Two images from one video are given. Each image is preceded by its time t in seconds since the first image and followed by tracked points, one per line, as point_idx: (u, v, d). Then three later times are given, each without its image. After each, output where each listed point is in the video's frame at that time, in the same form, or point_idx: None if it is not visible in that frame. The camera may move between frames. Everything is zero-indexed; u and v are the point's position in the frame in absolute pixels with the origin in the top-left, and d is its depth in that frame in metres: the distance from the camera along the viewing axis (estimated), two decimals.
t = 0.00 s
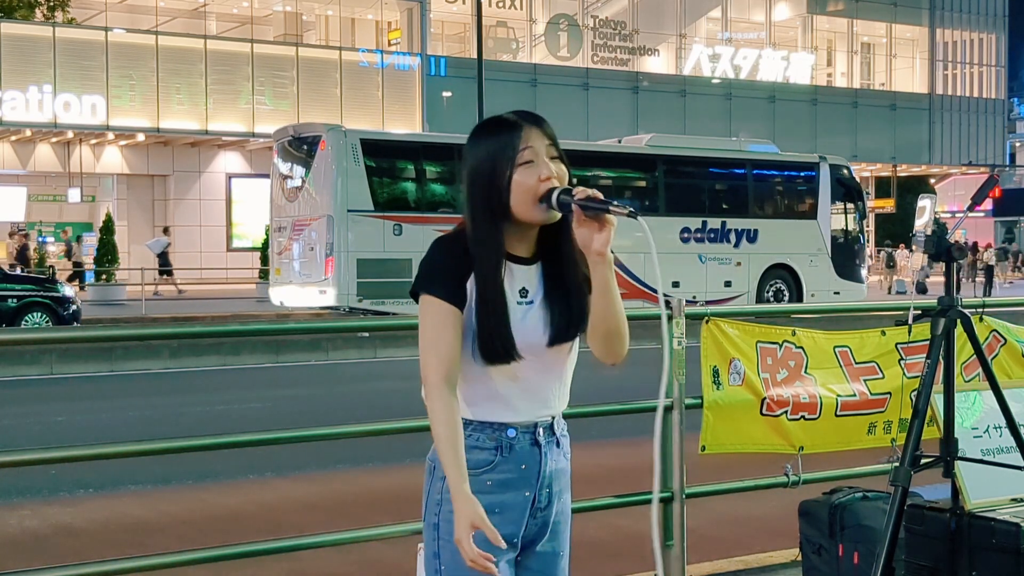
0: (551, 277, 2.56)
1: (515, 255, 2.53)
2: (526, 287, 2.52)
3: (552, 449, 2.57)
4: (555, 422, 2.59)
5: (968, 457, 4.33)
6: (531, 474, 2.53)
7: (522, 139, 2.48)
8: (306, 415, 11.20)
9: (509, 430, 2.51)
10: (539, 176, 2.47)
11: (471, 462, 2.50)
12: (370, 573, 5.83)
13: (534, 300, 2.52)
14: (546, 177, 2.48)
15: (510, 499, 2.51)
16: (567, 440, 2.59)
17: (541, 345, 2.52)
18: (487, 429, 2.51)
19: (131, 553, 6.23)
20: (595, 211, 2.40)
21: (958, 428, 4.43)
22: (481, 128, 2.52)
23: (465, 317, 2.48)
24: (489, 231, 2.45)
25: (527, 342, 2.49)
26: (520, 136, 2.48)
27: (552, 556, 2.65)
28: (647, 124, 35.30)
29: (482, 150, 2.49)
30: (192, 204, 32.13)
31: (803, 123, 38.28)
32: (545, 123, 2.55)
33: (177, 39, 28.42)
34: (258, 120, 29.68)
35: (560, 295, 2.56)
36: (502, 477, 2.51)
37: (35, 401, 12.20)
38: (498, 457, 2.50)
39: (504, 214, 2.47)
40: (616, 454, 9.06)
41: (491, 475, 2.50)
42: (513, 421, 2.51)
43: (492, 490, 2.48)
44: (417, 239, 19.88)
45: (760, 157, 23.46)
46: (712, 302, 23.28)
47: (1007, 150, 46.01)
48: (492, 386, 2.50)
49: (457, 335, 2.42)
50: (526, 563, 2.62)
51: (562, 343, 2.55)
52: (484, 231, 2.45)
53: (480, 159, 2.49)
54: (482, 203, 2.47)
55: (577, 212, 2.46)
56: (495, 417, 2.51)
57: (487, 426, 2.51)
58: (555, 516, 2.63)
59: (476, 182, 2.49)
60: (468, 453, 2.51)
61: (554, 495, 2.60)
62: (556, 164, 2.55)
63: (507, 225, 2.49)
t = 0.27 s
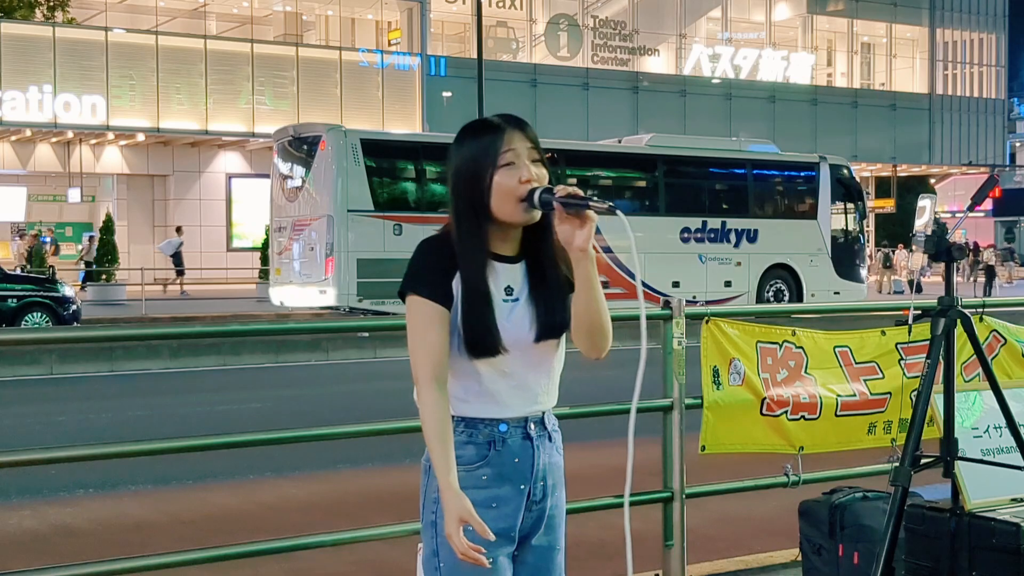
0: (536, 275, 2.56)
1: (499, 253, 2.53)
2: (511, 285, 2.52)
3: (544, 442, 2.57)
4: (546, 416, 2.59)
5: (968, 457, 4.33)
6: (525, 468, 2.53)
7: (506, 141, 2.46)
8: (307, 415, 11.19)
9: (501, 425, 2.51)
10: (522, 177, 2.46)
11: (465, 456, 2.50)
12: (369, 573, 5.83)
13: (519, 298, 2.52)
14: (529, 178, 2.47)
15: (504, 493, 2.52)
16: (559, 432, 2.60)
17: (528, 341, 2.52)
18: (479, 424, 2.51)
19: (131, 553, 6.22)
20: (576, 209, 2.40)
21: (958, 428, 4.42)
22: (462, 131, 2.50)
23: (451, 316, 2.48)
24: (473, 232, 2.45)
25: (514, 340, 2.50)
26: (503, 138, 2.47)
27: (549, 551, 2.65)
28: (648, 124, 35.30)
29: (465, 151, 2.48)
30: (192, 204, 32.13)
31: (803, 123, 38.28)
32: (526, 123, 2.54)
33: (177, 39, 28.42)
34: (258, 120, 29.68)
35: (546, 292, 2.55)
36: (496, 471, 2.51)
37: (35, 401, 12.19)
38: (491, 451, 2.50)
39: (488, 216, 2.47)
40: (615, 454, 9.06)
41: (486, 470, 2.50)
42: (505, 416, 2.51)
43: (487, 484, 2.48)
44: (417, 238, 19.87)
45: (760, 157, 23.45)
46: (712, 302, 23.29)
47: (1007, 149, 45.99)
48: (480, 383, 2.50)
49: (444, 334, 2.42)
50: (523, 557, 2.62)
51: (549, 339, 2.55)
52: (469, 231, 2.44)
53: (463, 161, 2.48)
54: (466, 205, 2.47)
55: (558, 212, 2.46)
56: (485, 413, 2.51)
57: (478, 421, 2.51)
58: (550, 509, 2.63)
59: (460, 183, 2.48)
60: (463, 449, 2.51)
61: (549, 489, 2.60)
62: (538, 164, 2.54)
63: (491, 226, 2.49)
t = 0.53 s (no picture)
0: (524, 275, 2.57)
1: (486, 255, 2.54)
2: (499, 285, 2.53)
3: (536, 438, 2.57)
4: (538, 414, 2.59)
5: (968, 457, 4.33)
6: (518, 464, 2.53)
7: (492, 146, 2.47)
8: (306, 415, 11.19)
9: (492, 422, 2.51)
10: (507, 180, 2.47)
11: (458, 454, 2.50)
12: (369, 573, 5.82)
13: (507, 297, 2.53)
14: (514, 181, 2.48)
15: (498, 489, 2.51)
16: (551, 428, 2.60)
17: (517, 340, 2.53)
18: (472, 422, 2.51)
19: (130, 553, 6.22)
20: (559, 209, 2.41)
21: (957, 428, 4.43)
22: (448, 135, 2.51)
23: (440, 317, 2.48)
24: (460, 233, 2.45)
25: (502, 340, 2.51)
26: (488, 142, 2.48)
27: (544, 547, 2.64)
28: (648, 124, 35.30)
29: (451, 155, 2.49)
30: (192, 203, 32.14)
31: (803, 123, 38.29)
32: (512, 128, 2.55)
33: (177, 39, 28.41)
34: (258, 120, 29.68)
35: (534, 292, 2.56)
36: (490, 468, 2.50)
37: (34, 401, 12.18)
38: (484, 448, 2.50)
39: (474, 219, 2.48)
40: (615, 454, 9.06)
41: (479, 466, 2.50)
42: (496, 413, 2.51)
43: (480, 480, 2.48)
44: (418, 238, 19.84)
45: (762, 157, 23.46)
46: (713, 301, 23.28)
47: (1007, 149, 45.98)
48: (470, 383, 2.50)
49: (432, 335, 2.43)
50: (518, 554, 2.61)
51: (537, 338, 2.56)
52: (455, 234, 2.45)
53: (449, 165, 2.49)
54: (452, 208, 2.47)
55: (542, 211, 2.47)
56: (475, 412, 2.51)
57: (470, 419, 2.50)
58: (544, 505, 2.62)
59: (446, 186, 2.49)
60: (455, 446, 2.51)
61: (542, 486, 2.60)
62: (524, 168, 2.54)
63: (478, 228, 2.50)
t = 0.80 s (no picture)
0: (515, 275, 2.58)
1: (478, 255, 2.55)
2: (492, 284, 2.54)
3: (534, 438, 2.57)
4: (535, 413, 2.59)
5: (968, 457, 4.34)
6: (516, 462, 2.53)
7: (474, 148, 2.48)
8: (306, 415, 11.19)
9: (490, 421, 2.51)
10: (492, 182, 2.47)
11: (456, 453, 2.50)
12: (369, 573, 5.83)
13: (500, 297, 2.54)
14: (500, 181, 2.48)
15: (497, 487, 2.51)
16: (549, 427, 2.60)
17: (513, 338, 2.54)
18: (470, 420, 2.50)
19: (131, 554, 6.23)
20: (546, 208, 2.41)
21: (958, 427, 4.43)
22: (435, 138, 2.53)
23: (436, 315, 2.49)
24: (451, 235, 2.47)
25: (497, 339, 2.51)
26: (474, 146, 2.48)
27: (542, 546, 2.65)
28: (647, 124, 35.32)
29: (439, 159, 2.51)
30: (192, 203, 32.15)
31: (802, 122, 38.31)
32: (498, 130, 2.55)
33: (178, 39, 28.41)
34: (258, 120, 29.70)
35: (527, 292, 2.57)
36: (488, 466, 2.50)
37: (34, 401, 12.18)
38: (482, 446, 2.50)
39: (463, 220, 2.49)
40: (615, 454, 9.06)
41: (477, 464, 2.50)
42: (494, 411, 2.51)
43: (477, 480, 2.48)
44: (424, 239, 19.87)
45: (766, 157, 23.48)
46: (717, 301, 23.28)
47: (1007, 150, 45.98)
48: (466, 382, 2.50)
49: (427, 335, 2.43)
50: (517, 553, 2.61)
51: (531, 336, 2.56)
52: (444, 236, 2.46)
53: (438, 170, 2.50)
54: (442, 211, 2.48)
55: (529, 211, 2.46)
56: (473, 411, 2.50)
57: (468, 417, 2.50)
58: (542, 504, 2.63)
59: (435, 190, 2.50)
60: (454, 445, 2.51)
61: (541, 484, 2.60)
62: (511, 169, 2.55)
63: (465, 229, 2.51)
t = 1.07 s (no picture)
0: (516, 270, 2.58)
1: (477, 250, 2.56)
2: (492, 280, 2.55)
3: (535, 438, 2.57)
4: (536, 412, 2.59)
5: (969, 457, 4.34)
6: (516, 462, 2.53)
7: (472, 142, 2.50)
8: (306, 415, 11.19)
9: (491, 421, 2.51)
10: (491, 176, 2.49)
11: (456, 454, 2.51)
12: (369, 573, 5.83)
13: (501, 293, 2.55)
14: (499, 176, 2.50)
15: (497, 487, 2.50)
16: (549, 427, 2.60)
17: (514, 333, 2.53)
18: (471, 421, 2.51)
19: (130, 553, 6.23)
20: (541, 204, 2.44)
21: (958, 427, 4.43)
22: (434, 133, 2.54)
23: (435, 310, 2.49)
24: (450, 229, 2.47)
25: (497, 335, 2.51)
26: (473, 141, 2.50)
27: (543, 547, 2.64)
28: (647, 125, 35.33)
29: (438, 154, 2.52)
30: (192, 203, 32.18)
31: (802, 123, 38.31)
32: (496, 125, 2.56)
33: (177, 39, 28.42)
34: (258, 120, 29.70)
35: (527, 288, 2.57)
36: (489, 467, 2.50)
37: (35, 401, 12.19)
38: (483, 446, 2.50)
39: (462, 215, 2.50)
40: (615, 455, 9.06)
41: (478, 466, 2.50)
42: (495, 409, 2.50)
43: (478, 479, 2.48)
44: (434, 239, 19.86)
45: (774, 157, 23.49)
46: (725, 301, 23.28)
47: (1006, 150, 45.98)
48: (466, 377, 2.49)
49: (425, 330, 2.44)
50: (518, 554, 2.61)
51: (531, 332, 2.56)
52: (444, 230, 2.47)
53: (436, 164, 2.51)
54: (441, 206, 2.50)
55: (524, 207, 2.47)
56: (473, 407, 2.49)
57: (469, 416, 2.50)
58: (543, 505, 2.62)
59: (433, 185, 2.52)
60: (454, 446, 2.51)
61: (541, 485, 2.60)
62: (510, 163, 2.57)
63: (465, 225, 2.52)
